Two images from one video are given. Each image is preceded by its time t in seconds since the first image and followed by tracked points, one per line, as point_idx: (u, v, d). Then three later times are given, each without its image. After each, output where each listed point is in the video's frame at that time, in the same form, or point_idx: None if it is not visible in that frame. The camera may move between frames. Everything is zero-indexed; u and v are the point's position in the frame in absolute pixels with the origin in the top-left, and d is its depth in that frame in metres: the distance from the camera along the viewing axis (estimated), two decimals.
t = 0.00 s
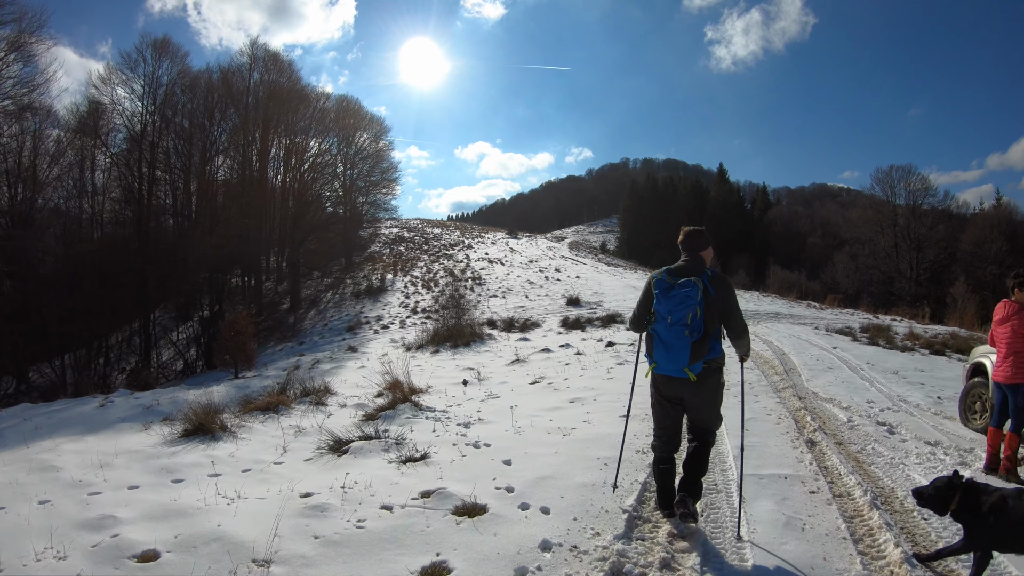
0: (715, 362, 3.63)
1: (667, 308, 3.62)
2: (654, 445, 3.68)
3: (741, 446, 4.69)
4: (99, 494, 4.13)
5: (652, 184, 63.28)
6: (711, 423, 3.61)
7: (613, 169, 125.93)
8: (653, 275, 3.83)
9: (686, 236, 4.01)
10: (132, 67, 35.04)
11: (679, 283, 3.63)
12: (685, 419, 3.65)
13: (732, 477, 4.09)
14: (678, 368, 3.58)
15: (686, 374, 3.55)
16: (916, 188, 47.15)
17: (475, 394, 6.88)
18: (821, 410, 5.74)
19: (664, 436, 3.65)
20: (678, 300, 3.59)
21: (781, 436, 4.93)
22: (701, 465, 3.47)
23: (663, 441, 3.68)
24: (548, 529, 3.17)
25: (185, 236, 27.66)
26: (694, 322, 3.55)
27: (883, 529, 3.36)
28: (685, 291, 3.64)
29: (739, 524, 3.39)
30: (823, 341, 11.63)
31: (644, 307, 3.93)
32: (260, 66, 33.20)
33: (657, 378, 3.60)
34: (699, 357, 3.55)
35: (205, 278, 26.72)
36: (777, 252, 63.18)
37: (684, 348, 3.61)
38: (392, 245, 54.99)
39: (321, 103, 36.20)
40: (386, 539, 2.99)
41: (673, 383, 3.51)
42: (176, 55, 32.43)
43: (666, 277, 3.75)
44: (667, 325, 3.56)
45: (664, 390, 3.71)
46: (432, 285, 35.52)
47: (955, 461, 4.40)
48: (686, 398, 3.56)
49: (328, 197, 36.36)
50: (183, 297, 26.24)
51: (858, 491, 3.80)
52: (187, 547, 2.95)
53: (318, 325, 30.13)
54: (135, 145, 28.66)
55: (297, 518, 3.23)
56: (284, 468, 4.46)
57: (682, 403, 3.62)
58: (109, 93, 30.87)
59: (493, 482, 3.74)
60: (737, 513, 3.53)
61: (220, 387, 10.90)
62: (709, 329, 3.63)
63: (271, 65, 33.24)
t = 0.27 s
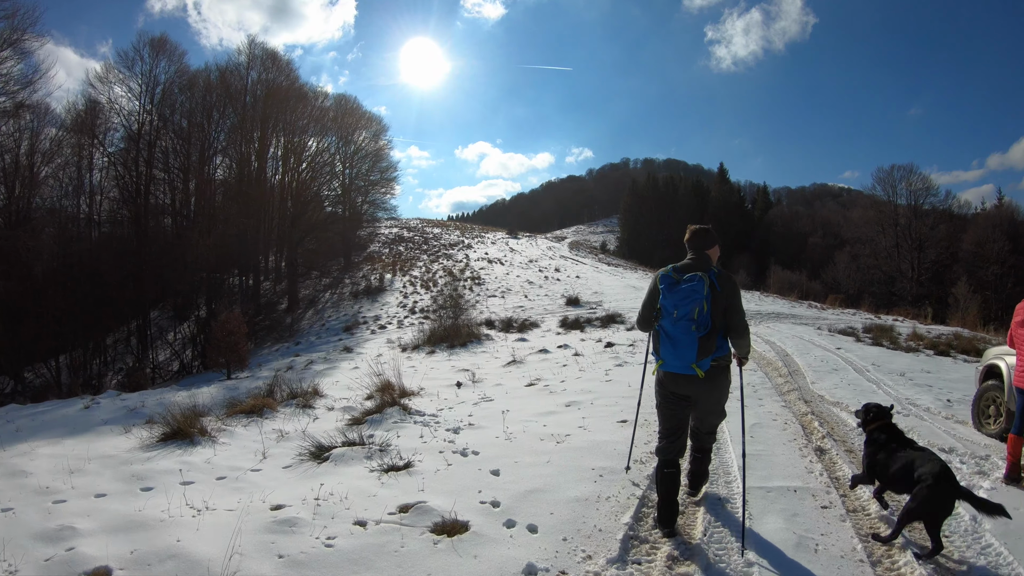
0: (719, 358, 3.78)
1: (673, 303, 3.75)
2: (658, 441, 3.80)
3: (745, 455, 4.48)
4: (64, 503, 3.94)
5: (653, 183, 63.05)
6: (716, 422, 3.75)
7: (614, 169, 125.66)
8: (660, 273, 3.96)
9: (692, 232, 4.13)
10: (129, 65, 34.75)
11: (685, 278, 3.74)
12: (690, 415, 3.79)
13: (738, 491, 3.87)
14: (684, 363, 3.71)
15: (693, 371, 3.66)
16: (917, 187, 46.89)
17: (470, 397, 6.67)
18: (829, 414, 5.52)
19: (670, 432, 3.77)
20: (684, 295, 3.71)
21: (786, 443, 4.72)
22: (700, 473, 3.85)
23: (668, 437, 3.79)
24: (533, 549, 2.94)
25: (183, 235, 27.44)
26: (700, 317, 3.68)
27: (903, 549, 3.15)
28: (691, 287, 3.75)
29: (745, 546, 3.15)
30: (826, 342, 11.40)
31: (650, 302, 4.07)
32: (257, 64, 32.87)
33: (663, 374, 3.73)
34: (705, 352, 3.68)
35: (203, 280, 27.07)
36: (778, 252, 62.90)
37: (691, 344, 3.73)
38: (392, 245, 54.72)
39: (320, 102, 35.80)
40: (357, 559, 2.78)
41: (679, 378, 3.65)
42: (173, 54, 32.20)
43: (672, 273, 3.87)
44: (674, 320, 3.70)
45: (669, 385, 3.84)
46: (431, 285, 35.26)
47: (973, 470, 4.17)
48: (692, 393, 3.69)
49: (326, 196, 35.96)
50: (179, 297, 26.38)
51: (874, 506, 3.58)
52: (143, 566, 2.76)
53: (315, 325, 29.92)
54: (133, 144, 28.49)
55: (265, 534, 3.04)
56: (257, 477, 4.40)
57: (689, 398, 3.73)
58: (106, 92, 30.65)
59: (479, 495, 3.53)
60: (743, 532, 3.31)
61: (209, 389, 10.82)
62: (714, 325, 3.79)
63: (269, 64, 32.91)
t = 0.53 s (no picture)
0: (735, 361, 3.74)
1: (700, 303, 3.65)
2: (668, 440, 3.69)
3: (752, 467, 4.19)
4: (22, 515, 3.77)
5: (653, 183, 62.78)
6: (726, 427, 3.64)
7: (615, 169, 125.33)
8: (684, 270, 3.87)
9: (716, 230, 4.05)
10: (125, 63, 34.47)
11: (713, 279, 3.67)
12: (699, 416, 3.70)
13: (749, 512, 3.54)
14: (702, 364, 3.63)
15: (712, 373, 3.59)
16: (919, 186, 46.56)
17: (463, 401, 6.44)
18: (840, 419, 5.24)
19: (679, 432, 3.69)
20: (712, 296, 3.63)
21: (794, 454, 4.46)
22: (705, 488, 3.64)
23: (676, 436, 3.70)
24: None
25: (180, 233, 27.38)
26: (724, 318, 3.63)
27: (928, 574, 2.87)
28: (717, 288, 3.68)
29: (751, 571, 2.90)
30: (831, 343, 11.11)
31: (670, 300, 3.95)
32: (255, 62, 32.50)
33: (681, 374, 3.64)
34: (725, 355, 3.63)
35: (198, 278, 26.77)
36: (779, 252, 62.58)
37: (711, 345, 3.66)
38: (391, 245, 54.45)
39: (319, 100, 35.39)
40: None
41: (700, 379, 3.57)
42: (170, 53, 31.95)
43: (698, 272, 3.78)
44: (700, 320, 3.59)
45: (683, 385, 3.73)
46: (430, 284, 34.95)
47: (996, 481, 3.89)
48: (708, 395, 3.63)
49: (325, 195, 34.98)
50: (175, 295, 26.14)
51: (896, 526, 3.29)
52: None
53: (313, 325, 29.63)
54: (130, 143, 28.33)
55: (221, 556, 2.85)
56: (226, 490, 4.36)
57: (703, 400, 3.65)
58: (103, 91, 30.45)
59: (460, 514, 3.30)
60: (749, 556, 3.04)
61: (198, 391, 10.73)
62: (734, 328, 3.74)
63: (266, 62, 32.54)
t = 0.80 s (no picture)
0: (735, 366, 3.54)
1: (698, 304, 3.47)
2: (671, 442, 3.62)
3: (750, 485, 3.92)
4: None
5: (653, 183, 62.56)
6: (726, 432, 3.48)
7: (615, 168, 125.07)
8: (684, 270, 3.68)
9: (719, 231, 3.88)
10: (122, 63, 34.27)
11: (713, 279, 3.49)
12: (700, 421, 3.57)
13: (745, 538, 3.25)
14: (700, 368, 3.46)
15: (711, 377, 3.42)
16: (919, 186, 46.35)
17: (452, 409, 6.24)
18: (844, 430, 5.01)
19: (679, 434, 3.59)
20: (711, 296, 3.44)
21: (793, 471, 4.24)
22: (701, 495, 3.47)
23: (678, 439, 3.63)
24: None
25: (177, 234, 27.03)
26: (723, 321, 3.44)
27: None
28: (717, 289, 3.49)
29: None
30: (833, 345, 10.89)
31: (670, 301, 3.79)
32: (251, 62, 32.13)
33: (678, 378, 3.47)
34: (724, 359, 3.43)
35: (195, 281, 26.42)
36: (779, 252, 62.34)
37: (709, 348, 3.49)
38: (390, 245, 54.18)
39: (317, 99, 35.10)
40: None
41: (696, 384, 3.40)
42: (167, 52, 31.66)
43: (697, 272, 3.61)
44: (697, 321, 3.42)
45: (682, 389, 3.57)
46: (428, 285, 34.77)
47: (1008, 499, 3.66)
48: (705, 400, 3.45)
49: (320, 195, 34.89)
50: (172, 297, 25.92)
51: (908, 555, 3.00)
52: None
53: (309, 326, 29.45)
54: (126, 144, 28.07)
55: None
56: (192, 503, 4.36)
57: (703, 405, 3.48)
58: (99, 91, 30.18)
59: (428, 539, 3.11)
60: None
61: (184, 395, 10.67)
62: (735, 331, 3.53)
63: (264, 61, 32.20)
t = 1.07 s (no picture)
0: (720, 370, 3.61)
1: (680, 311, 3.56)
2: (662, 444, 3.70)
3: (739, 501, 3.63)
4: None
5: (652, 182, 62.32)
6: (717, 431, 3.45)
7: (615, 168, 124.80)
8: (667, 277, 3.78)
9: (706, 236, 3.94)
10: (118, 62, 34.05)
11: (695, 287, 3.56)
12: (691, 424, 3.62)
13: (728, 559, 2.94)
14: (685, 373, 3.54)
15: (695, 382, 3.50)
16: (919, 186, 46.11)
17: (434, 412, 6.04)
18: (843, 436, 4.76)
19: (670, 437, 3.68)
20: (693, 303, 3.52)
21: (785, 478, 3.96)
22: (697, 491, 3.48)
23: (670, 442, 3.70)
24: None
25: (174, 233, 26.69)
26: (706, 327, 3.49)
27: None
28: (699, 295, 3.56)
29: None
30: (832, 346, 10.64)
31: (656, 306, 3.88)
32: (248, 61, 31.82)
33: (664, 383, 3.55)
34: (708, 364, 3.51)
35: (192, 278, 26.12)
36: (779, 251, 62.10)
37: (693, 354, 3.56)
38: (389, 245, 53.93)
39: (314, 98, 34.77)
40: None
41: (680, 389, 3.49)
42: (163, 51, 31.38)
43: (681, 279, 3.69)
44: (679, 329, 3.51)
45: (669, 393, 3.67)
46: (424, 284, 34.53)
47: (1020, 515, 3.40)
48: (691, 404, 3.54)
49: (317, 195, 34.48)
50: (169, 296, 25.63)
51: None
52: None
53: (304, 326, 29.11)
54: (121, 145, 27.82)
55: None
56: (150, 511, 4.37)
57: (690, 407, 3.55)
58: (95, 90, 29.93)
59: (382, 557, 2.88)
60: None
61: (169, 395, 10.54)
62: (719, 336, 3.60)
63: (260, 60, 31.87)
